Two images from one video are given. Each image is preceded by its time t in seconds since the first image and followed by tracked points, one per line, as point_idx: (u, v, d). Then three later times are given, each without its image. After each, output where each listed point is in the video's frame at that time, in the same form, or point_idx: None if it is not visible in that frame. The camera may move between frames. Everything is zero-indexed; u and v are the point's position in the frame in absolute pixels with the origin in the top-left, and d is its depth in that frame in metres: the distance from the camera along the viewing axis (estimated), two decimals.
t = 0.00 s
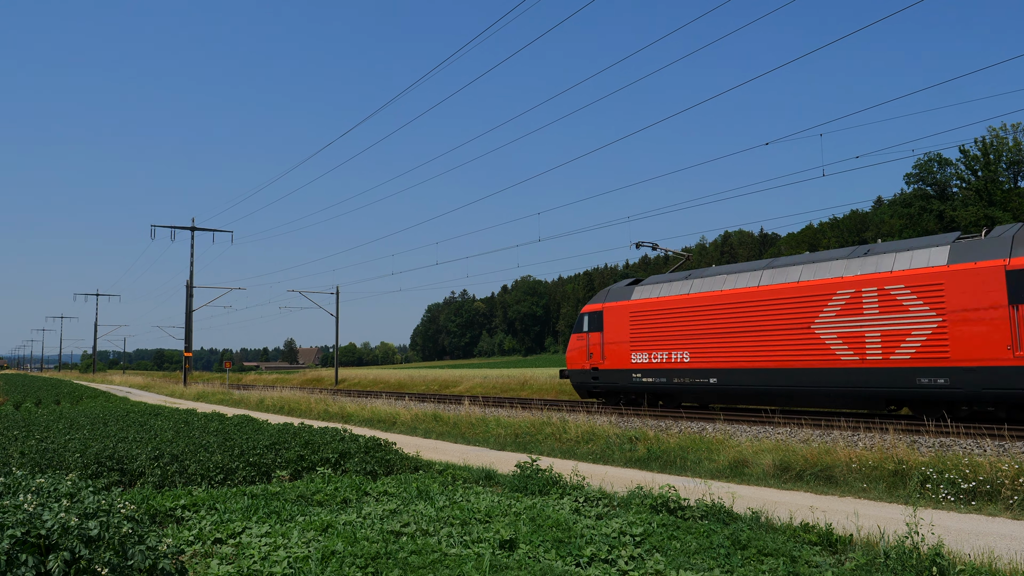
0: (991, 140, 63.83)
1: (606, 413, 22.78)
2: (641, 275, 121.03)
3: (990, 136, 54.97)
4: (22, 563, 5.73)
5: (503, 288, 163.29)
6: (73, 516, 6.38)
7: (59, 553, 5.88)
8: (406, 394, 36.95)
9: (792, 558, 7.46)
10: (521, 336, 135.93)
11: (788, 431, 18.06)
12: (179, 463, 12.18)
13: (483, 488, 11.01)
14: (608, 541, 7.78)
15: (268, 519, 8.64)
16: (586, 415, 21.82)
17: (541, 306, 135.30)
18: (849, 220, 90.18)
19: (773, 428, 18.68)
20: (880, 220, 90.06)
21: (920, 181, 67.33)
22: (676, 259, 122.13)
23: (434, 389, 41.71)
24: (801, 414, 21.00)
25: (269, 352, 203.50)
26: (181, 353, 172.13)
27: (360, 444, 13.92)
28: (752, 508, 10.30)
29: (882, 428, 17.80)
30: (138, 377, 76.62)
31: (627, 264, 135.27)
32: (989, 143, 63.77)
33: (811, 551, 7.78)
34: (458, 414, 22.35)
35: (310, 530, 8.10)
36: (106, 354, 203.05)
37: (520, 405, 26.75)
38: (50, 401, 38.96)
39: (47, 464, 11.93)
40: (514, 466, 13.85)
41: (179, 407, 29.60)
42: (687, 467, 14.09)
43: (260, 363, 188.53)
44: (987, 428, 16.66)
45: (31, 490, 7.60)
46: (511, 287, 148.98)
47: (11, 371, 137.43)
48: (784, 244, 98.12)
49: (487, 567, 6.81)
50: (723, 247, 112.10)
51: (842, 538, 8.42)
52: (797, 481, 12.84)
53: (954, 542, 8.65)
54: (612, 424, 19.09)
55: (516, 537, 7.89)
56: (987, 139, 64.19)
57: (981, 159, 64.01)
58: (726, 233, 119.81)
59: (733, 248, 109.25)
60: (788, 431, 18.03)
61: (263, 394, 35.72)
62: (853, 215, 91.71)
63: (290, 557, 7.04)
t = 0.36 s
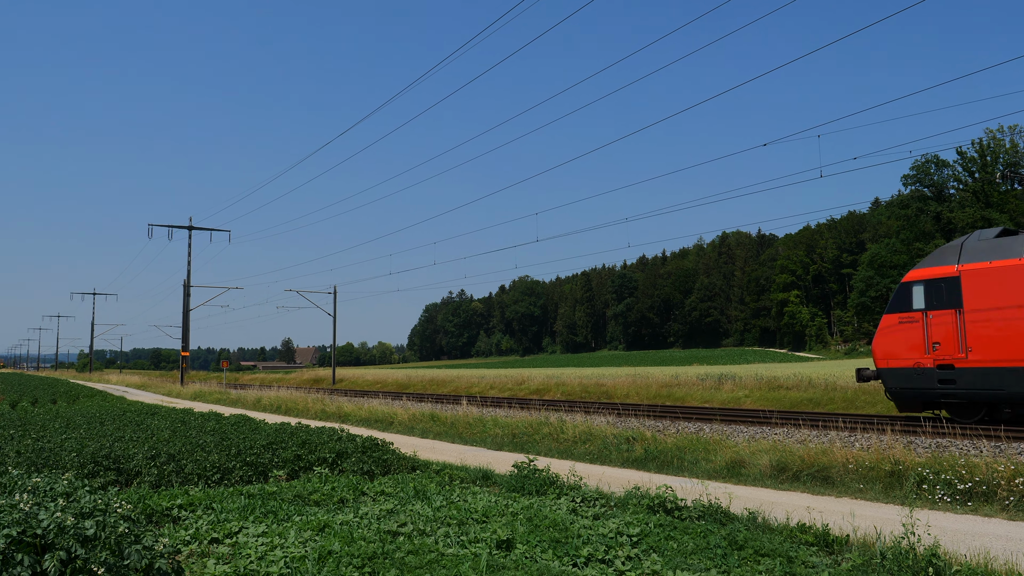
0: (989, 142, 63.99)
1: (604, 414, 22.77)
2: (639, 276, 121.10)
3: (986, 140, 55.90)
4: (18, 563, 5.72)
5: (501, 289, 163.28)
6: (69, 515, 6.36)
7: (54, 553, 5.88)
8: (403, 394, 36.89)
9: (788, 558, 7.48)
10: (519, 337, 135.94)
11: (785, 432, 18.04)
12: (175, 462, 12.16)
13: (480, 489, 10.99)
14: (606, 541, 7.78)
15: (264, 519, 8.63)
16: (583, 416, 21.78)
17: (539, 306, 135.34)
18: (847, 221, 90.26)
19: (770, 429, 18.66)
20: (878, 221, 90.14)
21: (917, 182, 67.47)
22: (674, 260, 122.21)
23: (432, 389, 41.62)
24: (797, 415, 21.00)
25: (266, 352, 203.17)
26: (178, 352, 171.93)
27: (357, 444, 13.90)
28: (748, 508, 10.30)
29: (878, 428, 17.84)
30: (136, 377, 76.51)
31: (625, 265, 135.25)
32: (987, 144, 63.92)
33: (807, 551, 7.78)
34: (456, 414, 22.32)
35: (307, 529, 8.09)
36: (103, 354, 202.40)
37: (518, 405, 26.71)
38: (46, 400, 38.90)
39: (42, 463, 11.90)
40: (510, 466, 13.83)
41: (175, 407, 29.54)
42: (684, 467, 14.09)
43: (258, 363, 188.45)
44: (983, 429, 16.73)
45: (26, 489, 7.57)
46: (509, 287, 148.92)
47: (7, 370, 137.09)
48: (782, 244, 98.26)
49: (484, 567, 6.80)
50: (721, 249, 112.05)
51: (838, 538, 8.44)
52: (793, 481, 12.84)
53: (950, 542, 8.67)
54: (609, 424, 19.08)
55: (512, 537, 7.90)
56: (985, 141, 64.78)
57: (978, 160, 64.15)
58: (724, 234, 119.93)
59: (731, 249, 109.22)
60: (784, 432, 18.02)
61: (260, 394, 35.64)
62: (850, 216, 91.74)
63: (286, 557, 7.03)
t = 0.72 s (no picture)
0: (985, 144, 64.22)
1: (601, 415, 22.78)
2: (636, 278, 121.29)
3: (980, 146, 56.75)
4: (14, 564, 5.71)
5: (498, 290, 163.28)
6: (65, 516, 6.35)
7: (50, 554, 5.87)
8: (401, 395, 36.91)
9: (784, 561, 7.48)
10: (516, 338, 136.06)
11: (782, 434, 18.06)
12: (172, 463, 12.14)
13: (477, 490, 10.96)
14: (603, 543, 7.77)
15: (261, 520, 8.61)
16: (580, 417, 21.80)
17: (536, 307, 135.35)
18: (843, 223, 90.49)
19: (767, 431, 18.70)
20: (875, 223, 90.25)
21: (914, 185, 67.65)
22: (671, 262, 122.31)
23: (429, 390, 41.66)
24: (792, 417, 21.00)
25: (262, 352, 202.73)
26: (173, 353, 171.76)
27: (354, 445, 13.88)
28: (745, 510, 10.31)
29: (874, 431, 17.87)
30: (132, 377, 76.53)
31: (622, 266, 135.36)
32: (983, 147, 64.14)
33: (804, 554, 7.79)
34: (453, 415, 22.31)
35: (303, 531, 8.09)
36: (99, 354, 202.01)
37: (514, 406, 26.76)
38: (43, 401, 38.88)
39: (38, 463, 11.85)
40: (507, 469, 13.79)
41: (172, 407, 29.45)
42: (681, 470, 14.08)
43: (254, 364, 188.52)
44: (980, 432, 16.75)
45: (22, 490, 7.54)
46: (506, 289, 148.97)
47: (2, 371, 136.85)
48: (778, 247, 98.45)
49: (481, 570, 6.78)
50: (718, 250, 112.20)
51: (836, 541, 8.45)
52: (790, 483, 12.84)
53: (947, 545, 8.69)
54: (607, 426, 19.10)
55: (509, 538, 7.90)
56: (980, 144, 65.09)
57: (974, 163, 64.34)
58: (721, 236, 120.12)
59: (727, 251, 109.50)
60: (781, 434, 18.04)
61: (257, 395, 35.60)
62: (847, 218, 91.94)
63: (282, 558, 7.02)
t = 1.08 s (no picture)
0: (985, 143, 64.29)
1: (601, 416, 22.79)
2: (635, 278, 121.26)
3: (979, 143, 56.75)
4: (15, 566, 5.72)
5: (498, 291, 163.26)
6: (66, 519, 6.36)
7: (51, 556, 5.87)
8: (401, 397, 36.89)
9: (784, 561, 7.48)
10: (516, 339, 136.20)
11: (782, 434, 18.05)
12: (173, 465, 12.15)
13: (477, 492, 10.98)
14: (603, 544, 7.77)
15: (261, 522, 8.62)
16: (580, 418, 21.80)
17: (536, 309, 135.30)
18: (843, 223, 90.57)
19: (768, 432, 18.68)
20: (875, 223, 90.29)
21: (914, 184, 67.69)
22: (671, 262, 122.31)
23: (430, 392, 41.63)
24: (793, 418, 20.97)
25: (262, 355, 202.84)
26: (173, 356, 171.69)
27: (354, 447, 13.89)
28: (746, 511, 10.31)
29: (875, 431, 17.88)
30: (132, 380, 76.69)
31: (622, 267, 135.35)
32: (983, 146, 64.23)
33: (804, 554, 7.79)
34: (453, 417, 22.34)
35: (304, 533, 8.09)
36: (100, 356, 202.55)
37: (515, 408, 26.76)
38: (43, 404, 38.91)
39: (39, 467, 11.86)
40: (508, 470, 13.79)
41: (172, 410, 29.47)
42: (682, 470, 14.08)
43: (254, 366, 188.60)
44: (982, 432, 16.74)
45: (23, 493, 7.55)
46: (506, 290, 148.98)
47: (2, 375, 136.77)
48: (778, 247, 98.49)
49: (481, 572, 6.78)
50: (717, 250, 112.23)
51: (836, 541, 8.46)
52: (791, 484, 12.84)
53: (947, 545, 8.69)
54: (607, 427, 19.13)
55: (510, 540, 7.90)
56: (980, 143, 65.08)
57: (974, 162, 64.44)
58: (721, 237, 120.18)
59: (727, 252, 109.56)
60: (782, 434, 18.02)
61: (257, 397, 35.60)
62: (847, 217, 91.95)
63: (283, 560, 7.02)
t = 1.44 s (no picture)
0: (984, 142, 64.40)
1: (603, 417, 22.79)
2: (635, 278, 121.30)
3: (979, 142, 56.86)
4: (17, 569, 5.73)
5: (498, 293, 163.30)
6: (67, 522, 6.38)
7: (53, 559, 5.88)
8: (402, 398, 36.88)
9: (786, 561, 7.49)
10: (516, 340, 136.24)
11: (782, 434, 18.07)
12: (174, 468, 12.16)
13: (478, 493, 10.99)
14: (604, 545, 7.78)
15: (262, 524, 8.62)
16: (581, 419, 21.82)
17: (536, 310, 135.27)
18: (843, 223, 90.60)
19: (768, 431, 18.70)
20: (874, 222, 90.37)
21: (913, 183, 67.76)
22: (670, 263, 122.40)
23: (430, 393, 41.65)
24: (793, 418, 20.98)
25: (262, 357, 202.78)
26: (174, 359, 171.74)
27: (355, 448, 13.90)
28: (747, 511, 10.30)
29: (877, 430, 17.87)
30: (132, 383, 76.56)
31: (622, 267, 135.44)
32: (982, 145, 64.35)
33: (806, 554, 7.80)
34: (454, 418, 22.37)
35: (305, 534, 8.10)
36: (101, 359, 200.82)
37: (515, 409, 26.79)
38: (43, 407, 38.91)
39: (40, 469, 11.88)
40: (509, 471, 13.80)
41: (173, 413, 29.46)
42: (682, 470, 14.10)
43: (255, 368, 188.89)
44: (983, 431, 16.72)
45: (25, 496, 7.57)
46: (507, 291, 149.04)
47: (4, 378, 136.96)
48: (778, 246, 98.57)
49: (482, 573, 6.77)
50: (717, 251, 112.34)
51: (837, 540, 8.45)
52: (791, 483, 12.85)
53: (948, 544, 8.69)
54: (608, 428, 19.15)
55: (511, 541, 7.90)
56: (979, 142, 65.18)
57: (973, 161, 64.55)
58: (721, 237, 120.29)
59: (727, 252, 109.64)
60: (782, 434, 18.05)
61: (257, 399, 35.57)
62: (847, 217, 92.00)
63: (284, 562, 7.03)
